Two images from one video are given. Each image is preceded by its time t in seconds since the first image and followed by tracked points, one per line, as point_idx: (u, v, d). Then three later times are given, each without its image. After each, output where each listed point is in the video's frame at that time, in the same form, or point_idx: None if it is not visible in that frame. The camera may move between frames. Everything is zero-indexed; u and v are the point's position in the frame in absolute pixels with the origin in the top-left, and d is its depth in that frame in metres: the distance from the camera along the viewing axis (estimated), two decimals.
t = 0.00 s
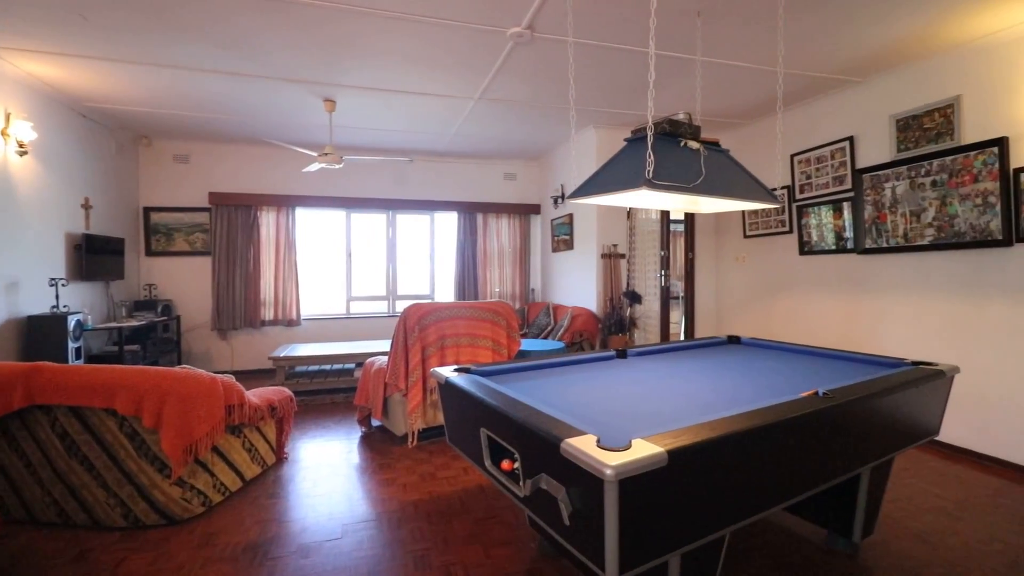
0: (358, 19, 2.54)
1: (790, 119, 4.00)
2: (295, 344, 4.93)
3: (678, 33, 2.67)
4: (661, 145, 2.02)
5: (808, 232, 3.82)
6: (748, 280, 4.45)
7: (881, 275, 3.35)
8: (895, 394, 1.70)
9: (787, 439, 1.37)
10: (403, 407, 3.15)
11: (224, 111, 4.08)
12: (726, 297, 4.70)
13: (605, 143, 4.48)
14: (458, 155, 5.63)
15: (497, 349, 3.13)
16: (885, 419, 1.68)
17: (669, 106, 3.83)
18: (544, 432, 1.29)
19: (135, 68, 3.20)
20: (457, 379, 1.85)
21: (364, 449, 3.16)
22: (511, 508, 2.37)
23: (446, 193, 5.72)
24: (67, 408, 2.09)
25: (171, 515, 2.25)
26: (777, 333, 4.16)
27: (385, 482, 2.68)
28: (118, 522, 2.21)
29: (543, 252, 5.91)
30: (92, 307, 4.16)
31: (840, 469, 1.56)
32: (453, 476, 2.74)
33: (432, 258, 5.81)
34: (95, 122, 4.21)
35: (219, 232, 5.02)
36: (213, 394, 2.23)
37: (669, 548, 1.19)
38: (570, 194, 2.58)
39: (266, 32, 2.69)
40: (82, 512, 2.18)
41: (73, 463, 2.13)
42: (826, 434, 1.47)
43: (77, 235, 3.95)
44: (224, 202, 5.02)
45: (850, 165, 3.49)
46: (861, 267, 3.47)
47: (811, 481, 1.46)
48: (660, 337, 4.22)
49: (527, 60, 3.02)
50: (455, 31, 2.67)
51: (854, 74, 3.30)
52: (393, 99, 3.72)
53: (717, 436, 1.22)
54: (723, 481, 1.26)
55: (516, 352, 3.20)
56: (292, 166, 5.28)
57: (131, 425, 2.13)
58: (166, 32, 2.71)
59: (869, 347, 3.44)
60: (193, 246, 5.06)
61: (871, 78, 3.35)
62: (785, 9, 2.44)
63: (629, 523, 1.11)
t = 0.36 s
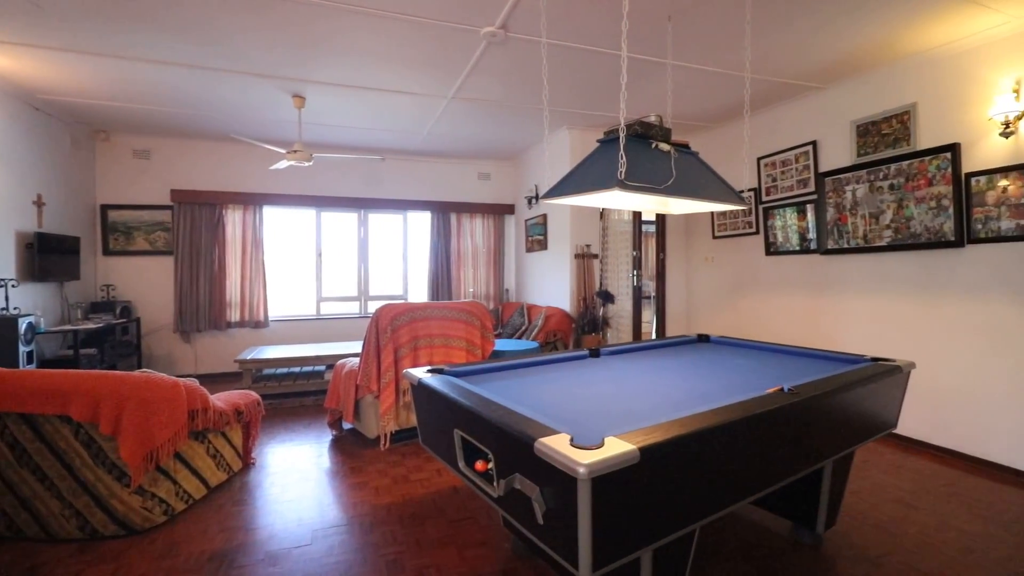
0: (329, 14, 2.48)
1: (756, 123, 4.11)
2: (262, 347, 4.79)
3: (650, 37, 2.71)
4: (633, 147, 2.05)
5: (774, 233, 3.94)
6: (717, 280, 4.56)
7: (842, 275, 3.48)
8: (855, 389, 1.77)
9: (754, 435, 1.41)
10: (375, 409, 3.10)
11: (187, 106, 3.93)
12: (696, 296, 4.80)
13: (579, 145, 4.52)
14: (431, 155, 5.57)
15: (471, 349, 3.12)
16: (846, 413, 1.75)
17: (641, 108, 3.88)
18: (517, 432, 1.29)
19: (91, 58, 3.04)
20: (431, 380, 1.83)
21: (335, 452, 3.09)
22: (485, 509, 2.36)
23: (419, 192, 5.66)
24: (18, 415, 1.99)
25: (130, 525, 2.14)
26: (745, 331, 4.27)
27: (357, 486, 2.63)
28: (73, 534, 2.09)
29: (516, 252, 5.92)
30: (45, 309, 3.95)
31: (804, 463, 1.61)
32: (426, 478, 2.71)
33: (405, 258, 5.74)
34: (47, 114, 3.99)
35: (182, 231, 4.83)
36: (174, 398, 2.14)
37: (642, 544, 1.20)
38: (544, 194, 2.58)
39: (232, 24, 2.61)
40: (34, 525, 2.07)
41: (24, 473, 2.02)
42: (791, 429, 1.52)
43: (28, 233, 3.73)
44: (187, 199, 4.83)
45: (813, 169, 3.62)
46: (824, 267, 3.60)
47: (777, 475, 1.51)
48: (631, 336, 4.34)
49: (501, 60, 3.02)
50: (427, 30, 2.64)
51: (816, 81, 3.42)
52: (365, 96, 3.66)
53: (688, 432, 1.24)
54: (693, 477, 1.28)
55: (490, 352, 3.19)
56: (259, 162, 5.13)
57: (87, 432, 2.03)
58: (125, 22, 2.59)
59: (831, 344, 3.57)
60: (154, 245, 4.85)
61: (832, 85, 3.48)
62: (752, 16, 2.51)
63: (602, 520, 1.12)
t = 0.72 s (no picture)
0: (302, 10, 2.43)
1: (728, 127, 4.21)
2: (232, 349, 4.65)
3: (626, 41, 2.74)
4: (610, 149, 2.07)
5: (745, 234, 4.05)
6: (691, 280, 4.64)
7: (810, 276, 3.60)
8: (822, 386, 1.83)
9: (727, 432, 1.44)
10: (350, 412, 3.05)
11: (152, 101, 3.79)
12: (671, 296, 4.89)
13: (556, 146, 4.54)
14: (407, 154, 5.51)
15: (448, 350, 3.10)
16: (814, 409, 1.80)
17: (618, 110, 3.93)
18: (495, 432, 1.28)
19: (48, 50, 2.90)
20: (407, 382, 1.81)
21: (309, 457, 3.03)
22: (463, 511, 2.34)
23: (395, 191, 5.60)
24: None
25: (93, 535, 2.06)
26: (717, 331, 4.37)
27: (332, 491, 2.58)
28: (31, 546, 2.00)
29: (494, 252, 5.91)
30: None
31: (774, 458, 1.65)
32: (403, 481, 2.67)
33: (381, 258, 5.67)
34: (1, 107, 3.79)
35: (147, 230, 4.66)
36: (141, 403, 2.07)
37: (618, 541, 1.22)
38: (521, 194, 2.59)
39: (200, 17, 2.52)
40: None
41: None
42: (761, 426, 1.56)
43: None
44: (152, 197, 4.67)
45: (783, 172, 3.73)
46: (793, 268, 3.71)
47: (748, 471, 1.54)
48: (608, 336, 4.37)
49: (479, 60, 3.01)
50: (403, 28, 2.62)
51: (786, 87, 3.52)
52: (339, 94, 3.59)
53: (663, 430, 1.26)
54: (668, 474, 1.30)
55: (467, 352, 3.17)
56: (229, 160, 4.98)
57: (46, 440, 1.95)
58: (85, 13, 2.48)
59: (799, 342, 3.68)
60: (118, 245, 4.67)
61: (800, 91, 3.59)
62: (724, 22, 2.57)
63: (580, 519, 1.12)
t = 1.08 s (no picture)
0: (276, 5, 2.38)
1: (705, 130, 4.29)
2: (204, 352, 4.53)
3: (604, 43, 2.76)
4: (588, 150, 2.09)
5: (720, 235, 4.13)
6: (668, 280, 4.71)
7: (783, 275, 3.69)
8: (794, 383, 1.88)
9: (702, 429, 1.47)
10: (327, 415, 3.00)
11: (119, 96, 3.66)
12: (648, 296, 4.95)
13: (535, 146, 4.55)
14: (385, 153, 5.45)
15: (427, 351, 3.08)
16: (786, 406, 1.85)
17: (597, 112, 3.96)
18: (473, 433, 1.28)
19: (6, 41, 2.77)
20: (384, 384, 1.79)
21: (285, 461, 2.97)
22: (442, 512, 2.33)
23: (373, 191, 5.53)
24: None
25: (57, 546, 1.97)
26: (693, 330, 4.44)
27: (308, 495, 2.53)
28: None
29: (473, 252, 5.89)
30: None
31: (748, 454, 1.69)
32: (381, 484, 2.64)
33: (358, 258, 5.60)
34: None
35: (114, 228, 4.50)
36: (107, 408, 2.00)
37: (596, 540, 1.22)
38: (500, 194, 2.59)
39: (169, 10, 2.45)
40: None
41: None
42: (735, 423, 1.59)
43: None
44: (119, 195, 4.51)
45: (756, 174, 3.81)
46: (766, 267, 3.80)
47: (723, 467, 1.58)
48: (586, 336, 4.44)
49: (458, 59, 2.99)
50: (380, 26, 2.59)
51: (760, 90, 3.59)
52: (315, 91, 3.53)
53: (640, 429, 1.28)
54: (645, 472, 1.32)
55: (446, 353, 3.16)
56: (200, 157, 4.85)
57: (6, 447, 1.86)
58: (46, 3, 2.37)
59: (772, 341, 3.77)
60: (82, 245, 4.50)
61: (773, 95, 3.68)
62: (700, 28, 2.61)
63: (558, 518, 1.13)
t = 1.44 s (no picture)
0: None
1: (682, 132, 4.35)
2: (175, 354, 4.40)
3: (583, 44, 2.77)
4: (567, 150, 2.10)
5: (697, 235, 4.19)
6: (646, 280, 4.77)
7: (757, 275, 3.77)
8: (767, 380, 1.92)
9: (679, 427, 1.49)
10: (302, 417, 2.95)
11: (84, 90, 3.53)
12: (627, 295, 5.00)
13: (515, 146, 4.56)
14: (363, 151, 5.39)
15: (406, 352, 3.05)
16: (760, 403, 1.89)
17: (576, 112, 3.98)
18: (452, 434, 1.27)
19: None
20: (362, 385, 1.76)
21: (259, 465, 2.90)
22: (420, 514, 2.31)
23: (350, 189, 5.45)
24: None
25: (18, 556, 1.89)
26: (671, 329, 4.50)
27: (284, 499, 2.48)
28: None
29: (452, 252, 5.86)
30: None
31: (723, 451, 1.72)
32: (358, 486, 2.61)
33: (336, 258, 5.52)
34: None
35: (79, 227, 4.34)
36: (71, 412, 1.93)
37: (574, 538, 1.23)
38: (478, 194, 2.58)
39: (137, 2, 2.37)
40: None
41: None
42: (711, 420, 1.62)
43: None
44: (84, 192, 4.34)
45: (732, 176, 3.89)
46: (741, 267, 3.87)
47: (699, 463, 1.60)
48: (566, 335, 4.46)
49: (436, 58, 2.97)
50: (357, 22, 2.55)
51: (735, 94, 3.66)
52: (291, 87, 3.47)
53: (618, 427, 1.29)
54: (623, 470, 1.33)
55: (425, 353, 3.13)
56: (171, 154, 4.71)
57: None
58: None
59: (747, 339, 3.85)
60: (45, 244, 4.32)
61: (748, 99, 3.75)
62: (677, 31, 2.65)
63: (537, 518, 1.13)
